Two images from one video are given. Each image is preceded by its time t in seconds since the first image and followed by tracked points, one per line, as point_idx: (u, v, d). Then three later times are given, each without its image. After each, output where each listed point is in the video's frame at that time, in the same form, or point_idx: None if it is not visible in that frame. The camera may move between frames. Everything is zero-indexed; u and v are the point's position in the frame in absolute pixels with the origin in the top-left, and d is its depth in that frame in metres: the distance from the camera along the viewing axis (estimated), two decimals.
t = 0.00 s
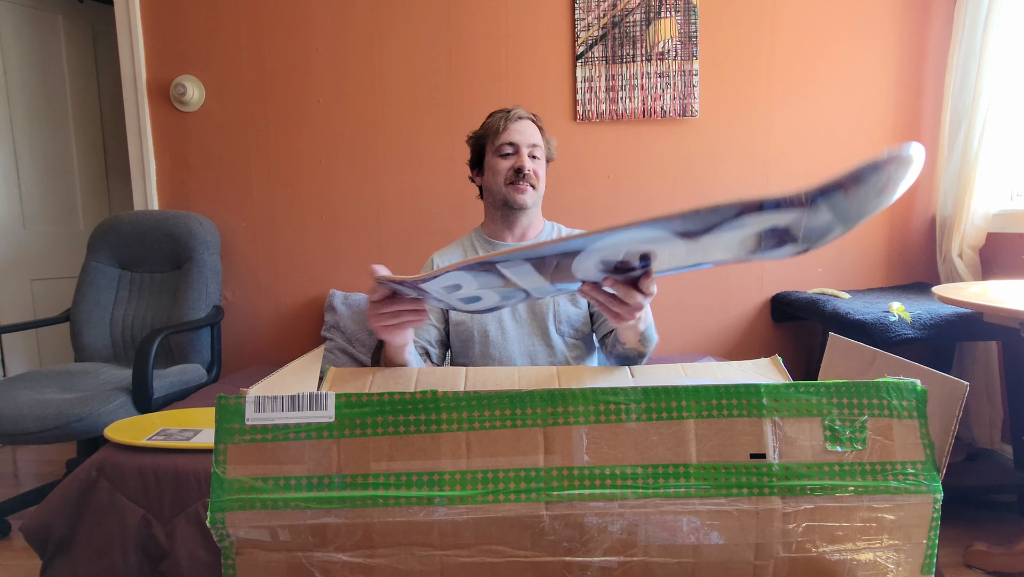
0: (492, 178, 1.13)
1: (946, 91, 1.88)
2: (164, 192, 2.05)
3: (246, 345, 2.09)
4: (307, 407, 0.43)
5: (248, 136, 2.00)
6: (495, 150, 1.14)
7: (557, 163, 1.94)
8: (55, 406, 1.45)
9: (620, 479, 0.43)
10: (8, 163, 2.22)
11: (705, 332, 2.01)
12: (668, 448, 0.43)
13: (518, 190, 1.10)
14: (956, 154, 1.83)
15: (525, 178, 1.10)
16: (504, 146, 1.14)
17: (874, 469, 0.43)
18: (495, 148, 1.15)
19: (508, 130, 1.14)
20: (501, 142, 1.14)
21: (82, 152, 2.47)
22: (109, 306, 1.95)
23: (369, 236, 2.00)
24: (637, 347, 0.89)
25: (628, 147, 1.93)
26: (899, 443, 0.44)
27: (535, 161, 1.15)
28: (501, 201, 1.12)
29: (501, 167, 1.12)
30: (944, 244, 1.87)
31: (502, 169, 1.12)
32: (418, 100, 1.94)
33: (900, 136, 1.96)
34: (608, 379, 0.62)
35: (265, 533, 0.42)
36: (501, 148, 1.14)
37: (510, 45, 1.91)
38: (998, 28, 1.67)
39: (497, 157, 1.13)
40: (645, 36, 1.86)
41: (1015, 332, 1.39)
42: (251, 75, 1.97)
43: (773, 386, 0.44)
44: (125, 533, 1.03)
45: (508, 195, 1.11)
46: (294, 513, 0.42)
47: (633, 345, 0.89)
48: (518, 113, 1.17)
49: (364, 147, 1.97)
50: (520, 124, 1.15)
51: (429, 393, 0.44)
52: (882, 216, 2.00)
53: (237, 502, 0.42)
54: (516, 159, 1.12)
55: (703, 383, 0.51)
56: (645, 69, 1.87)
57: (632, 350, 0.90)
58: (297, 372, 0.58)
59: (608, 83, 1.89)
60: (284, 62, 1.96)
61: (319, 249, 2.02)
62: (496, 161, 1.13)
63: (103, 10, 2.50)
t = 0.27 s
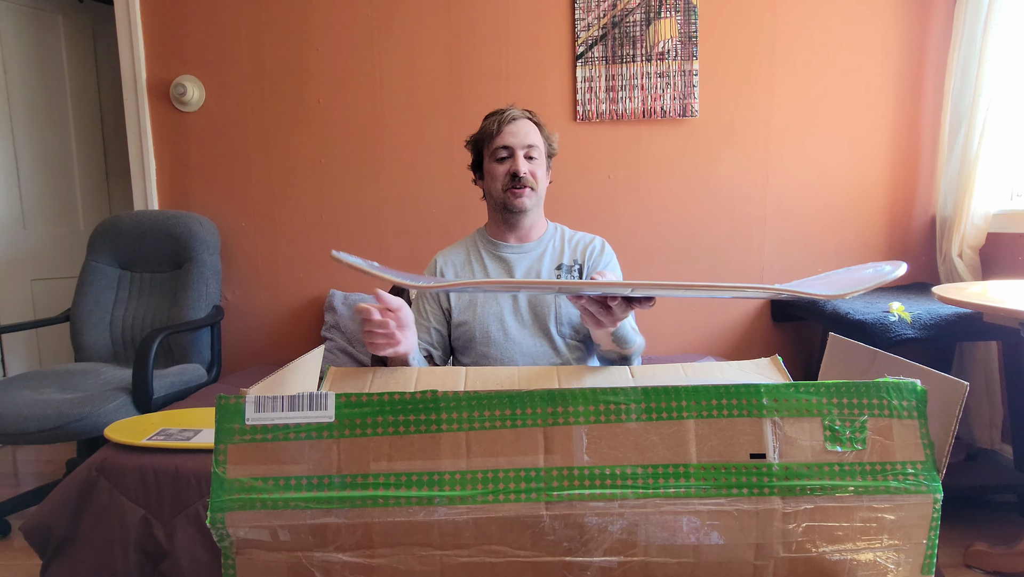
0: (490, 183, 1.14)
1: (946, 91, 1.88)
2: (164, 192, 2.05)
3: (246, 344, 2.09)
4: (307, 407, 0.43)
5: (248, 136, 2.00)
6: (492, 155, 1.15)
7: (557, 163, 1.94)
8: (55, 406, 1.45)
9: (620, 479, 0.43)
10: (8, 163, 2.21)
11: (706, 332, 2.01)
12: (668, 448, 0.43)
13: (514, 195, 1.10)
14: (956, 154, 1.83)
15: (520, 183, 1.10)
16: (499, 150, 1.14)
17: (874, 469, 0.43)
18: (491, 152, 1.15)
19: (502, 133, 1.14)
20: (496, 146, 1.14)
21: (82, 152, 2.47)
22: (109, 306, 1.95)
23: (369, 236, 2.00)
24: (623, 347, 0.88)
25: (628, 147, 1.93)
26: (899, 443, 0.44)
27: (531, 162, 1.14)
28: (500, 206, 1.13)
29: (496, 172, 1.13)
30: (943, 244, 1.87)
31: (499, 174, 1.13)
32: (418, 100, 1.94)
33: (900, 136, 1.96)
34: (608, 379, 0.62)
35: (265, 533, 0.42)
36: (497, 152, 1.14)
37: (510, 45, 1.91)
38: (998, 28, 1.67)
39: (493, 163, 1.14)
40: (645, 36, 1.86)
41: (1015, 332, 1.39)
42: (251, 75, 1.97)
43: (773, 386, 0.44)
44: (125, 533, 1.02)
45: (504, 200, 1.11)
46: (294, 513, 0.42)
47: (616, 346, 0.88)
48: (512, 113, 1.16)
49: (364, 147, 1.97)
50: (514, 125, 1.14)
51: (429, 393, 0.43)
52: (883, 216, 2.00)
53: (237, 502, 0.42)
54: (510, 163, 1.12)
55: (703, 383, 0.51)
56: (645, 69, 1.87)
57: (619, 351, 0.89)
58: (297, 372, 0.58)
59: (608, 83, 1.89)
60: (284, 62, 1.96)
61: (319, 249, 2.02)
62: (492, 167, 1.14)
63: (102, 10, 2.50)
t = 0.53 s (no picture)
0: (489, 184, 1.14)
1: (946, 91, 1.88)
2: (164, 192, 2.05)
3: (246, 344, 2.09)
4: (307, 407, 0.43)
5: (248, 136, 2.00)
6: (491, 155, 1.14)
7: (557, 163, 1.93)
8: (54, 406, 1.45)
9: (620, 479, 0.43)
10: (8, 163, 2.21)
11: (706, 332, 2.01)
12: (668, 448, 0.43)
13: (511, 197, 1.10)
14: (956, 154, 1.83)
15: (517, 185, 1.09)
16: (498, 151, 1.13)
17: (873, 469, 0.43)
18: (491, 152, 1.15)
19: (503, 133, 1.13)
20: (496, 146, 1.13)
21: (82, 152, 2.47)
22: (109, 306, 1.95)
23: (369, 236, 2.00)
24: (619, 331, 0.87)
25: (628, 147, 1.93)
26: (899, 443, 0.44)
27: (530, 164, 1.12)
28: (498, 207, 1.13)
29: (495, 172, 1.13)
30: (943, 244, 1.87)
31: (497, 175, 1.13)
32: (418, 100, 1.94)
33: (899, 137, 1.97)
34: (608, 379, 0.62)
35: (265, 533, 0.42)
36: (496, 152, 1.13)
37: (510, 45, 1.91)
38: (998, 28, 1.67)
39: (492, 164, 1.14)
40: (645, 36, 1.86)
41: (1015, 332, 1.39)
42: (251, 75, 1.97)
43: (773, 386, 0.44)
44: (125, 533, 1.02)
45: (501, 201, 1.11)
46: (294, 513, 0.42)
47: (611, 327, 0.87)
48: (514, 114, 1.15)
49: (364, 147, 1.97)
50: (515, 126, 1.13)
51: (430, 393, 0.44)
52: (883, 216, 2.00)
53: (237, 502, 0.42)
54: (509, 164, 1.12)
55: (703, 383, 0.51)
56: (645, 69, 1.87)
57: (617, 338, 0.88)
58: (297, 373, 0.58)
59: (608, 84, 1.89)
60: (284, 62, 1.96)
61: (319, 249, 2.02)
62: (491, 167, 1.14)
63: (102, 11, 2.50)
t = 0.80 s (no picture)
0: (490, 184, 1.14)
1: (946, 91, 1.88)
2: (164, 192, 2.05)
3: (246, 344, 2.09)
4: (307, 406, 0.43)
5: (248, 136, 2.00)
6: (492, 155, 1.14)
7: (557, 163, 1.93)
8: (55, 406, 1.45)
9: (620, 479, 0.43)
10: (8, 163, 2.22)
11: (706, 331, 2.01)
12: (668, 448, 0.43)
13: (512, 198, 1.10)
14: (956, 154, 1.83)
15: (518, 186, 1.09)
16: (499, 152, 1.12)
17: (874, 470, 0.43)
18: (492, 152, 1.14)
19: (504, 133, 1.12)
20: (497, 147, 1.13)
21: (82, 152, 2.47)
22: (109, 306, 1.95)
23: (369, 236, 2.00)
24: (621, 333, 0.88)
25: (628, 147, 1.93)
26: (899, 443, 0.44)
27: (532, 165, 1.12)
28: (498, 208, 1.13)
29: (497, 174, 1.12)
30: (944, 244, 1.87)
31: (498, 176, 1.12)
32: (418, 100, 1.94)
33: (899, 137, 1.97)
34: (608, 379, 0.62)
35: (265, 533, 0.42)
36: (498, 153, 1.13)
37: (510, 45, 1.91)
38: (998, 28, 1.67)
39: (493, 164, 1.13)
40: (645, 36, 1.86)
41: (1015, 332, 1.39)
42: (251, 75, 1.97)
43: (773, 386, 0.44)
44: (125, 533, 1.02)
45: (503, 202, 1.11)
46: (294, 513, 0.42)
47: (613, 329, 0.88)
48: (516, 114, 1.14)
49: (364, 147, 1.97)
50: (516, 126, 1.12)
51: (429, 393, 0.44)
52: (883, 216, 2.00)
53: (237, 502, 0.42)
54: (510, 166, 1.11)
55: (703, 383, 0.51)
56: (645, 69, 1.87)
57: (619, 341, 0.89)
58: (297, 373, 0.58)
59: (608, 84, 1.89)
60: (284, 62, 1.96)
61: (319, 249, 2.02)
62: (492, 168, 1.14)
63: (103, 11, 2.50)
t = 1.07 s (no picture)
0: (508, 179, 1.13)
1: (946, 91, 1.88)
2: (164, 192, 2.05)
3: (246, 344, 2.09)
4: (307, 406, 0.43)
5: (248, 136, 2.00)
6: (514, 150, 1.14)
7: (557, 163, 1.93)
8: (55, 406, 1.45)
9: (620, 479, 0.43)
10: (8, 162, 2.21)
11: (706, 331, 2.01)
12: (668, 448, 0.43)
13: (534, 196, 1.10)
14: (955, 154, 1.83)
15: (542, 185, 1.11)
16: (522, 149, 1.13)
17: (874, 470, 0.43)
18: (513, 149, 1.14)
19: (529, 132, 1.14)
20: (520, 144, 1.13)
21: (82, 152, 2.48)
22: (109, 306, 1.95)
23: (369, 236, 2.00)
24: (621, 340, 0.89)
25: (628, 147, 1.93)
26: (899, 443, 0.44)
27: (550, 167, 1.15)
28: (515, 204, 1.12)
29: (520, 169, 1.12)
30: (944, 244, 1.87)
31: (520, 171, 1.12)
32: (418, 100, 1.94)
33: (899, 137, 1.97)
34: (608, 380, 0.62)
35: (265, 533, 0.42)
36: (520, 150, 1.14)
37: (510, 45, 1.91)
38: (998, 28, 1.67)
39: (515, 159, 1.13)
40: (645, 36, 1.86)
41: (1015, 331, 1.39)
42: (251, 75, 1.97)
43: (773, 386, 0.44)
44: (125, 533, 1.02)
45: (524, 198, 1.11)
46: (294, 513, 0.42)
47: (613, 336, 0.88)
48: (538, 116, 1.17)
49: (364, 146, 1.97)
50: (540, 127, 1.15)
51: (429, 393, 0.44)
52: (883, 216, 2.00)
53: (237, 502, 0.42)
54: (535, 164, 1.13)
55: (702, 383, 0.51)
56: (645, 69, 1.87)
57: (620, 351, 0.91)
58: (297, 373, 0.58)
59: (608, 84, 1.89)
60: (284, 62, 1.96)
61: (319, 249, 2.02)
62: (514, 163, 1.13)
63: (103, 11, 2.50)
